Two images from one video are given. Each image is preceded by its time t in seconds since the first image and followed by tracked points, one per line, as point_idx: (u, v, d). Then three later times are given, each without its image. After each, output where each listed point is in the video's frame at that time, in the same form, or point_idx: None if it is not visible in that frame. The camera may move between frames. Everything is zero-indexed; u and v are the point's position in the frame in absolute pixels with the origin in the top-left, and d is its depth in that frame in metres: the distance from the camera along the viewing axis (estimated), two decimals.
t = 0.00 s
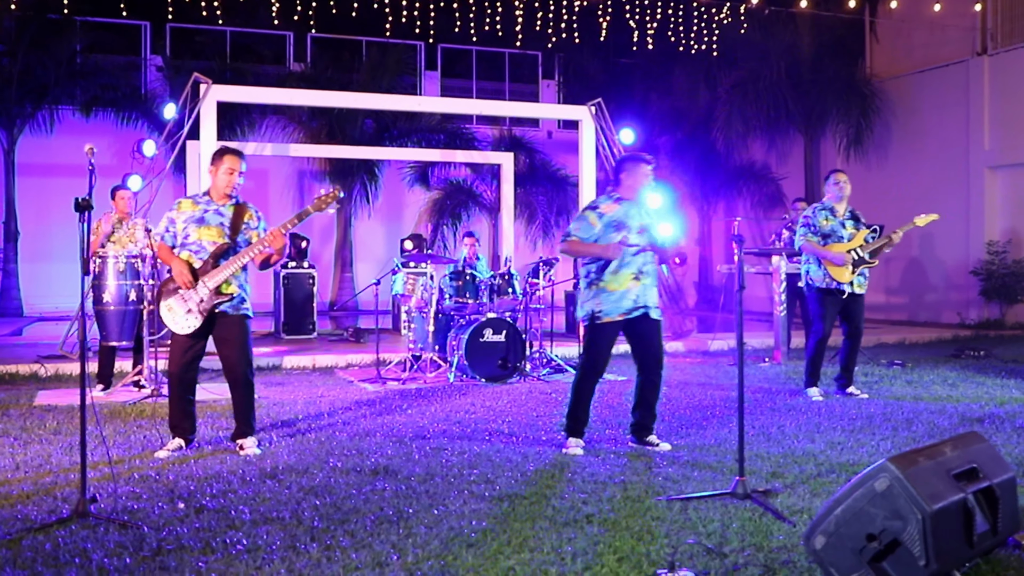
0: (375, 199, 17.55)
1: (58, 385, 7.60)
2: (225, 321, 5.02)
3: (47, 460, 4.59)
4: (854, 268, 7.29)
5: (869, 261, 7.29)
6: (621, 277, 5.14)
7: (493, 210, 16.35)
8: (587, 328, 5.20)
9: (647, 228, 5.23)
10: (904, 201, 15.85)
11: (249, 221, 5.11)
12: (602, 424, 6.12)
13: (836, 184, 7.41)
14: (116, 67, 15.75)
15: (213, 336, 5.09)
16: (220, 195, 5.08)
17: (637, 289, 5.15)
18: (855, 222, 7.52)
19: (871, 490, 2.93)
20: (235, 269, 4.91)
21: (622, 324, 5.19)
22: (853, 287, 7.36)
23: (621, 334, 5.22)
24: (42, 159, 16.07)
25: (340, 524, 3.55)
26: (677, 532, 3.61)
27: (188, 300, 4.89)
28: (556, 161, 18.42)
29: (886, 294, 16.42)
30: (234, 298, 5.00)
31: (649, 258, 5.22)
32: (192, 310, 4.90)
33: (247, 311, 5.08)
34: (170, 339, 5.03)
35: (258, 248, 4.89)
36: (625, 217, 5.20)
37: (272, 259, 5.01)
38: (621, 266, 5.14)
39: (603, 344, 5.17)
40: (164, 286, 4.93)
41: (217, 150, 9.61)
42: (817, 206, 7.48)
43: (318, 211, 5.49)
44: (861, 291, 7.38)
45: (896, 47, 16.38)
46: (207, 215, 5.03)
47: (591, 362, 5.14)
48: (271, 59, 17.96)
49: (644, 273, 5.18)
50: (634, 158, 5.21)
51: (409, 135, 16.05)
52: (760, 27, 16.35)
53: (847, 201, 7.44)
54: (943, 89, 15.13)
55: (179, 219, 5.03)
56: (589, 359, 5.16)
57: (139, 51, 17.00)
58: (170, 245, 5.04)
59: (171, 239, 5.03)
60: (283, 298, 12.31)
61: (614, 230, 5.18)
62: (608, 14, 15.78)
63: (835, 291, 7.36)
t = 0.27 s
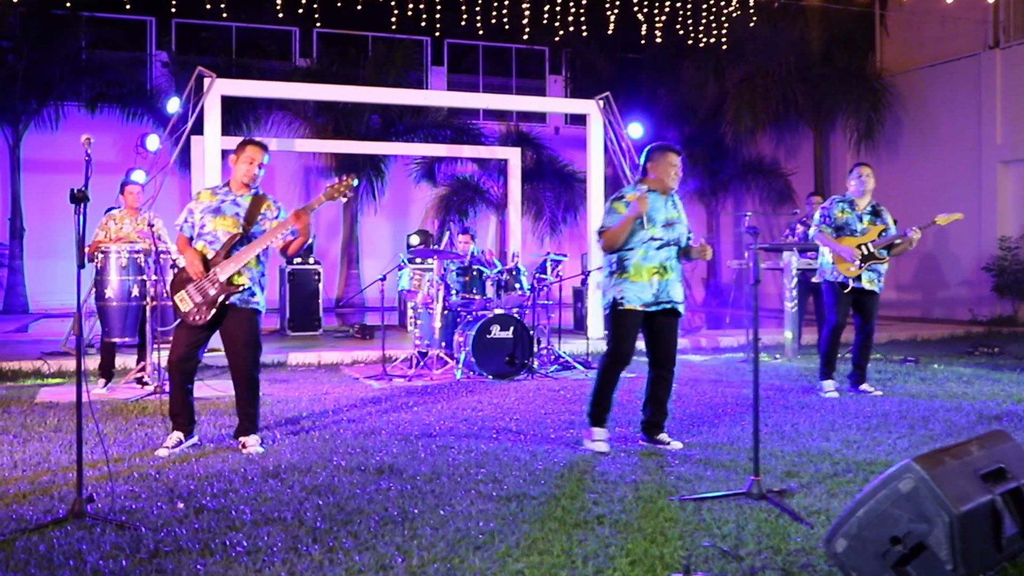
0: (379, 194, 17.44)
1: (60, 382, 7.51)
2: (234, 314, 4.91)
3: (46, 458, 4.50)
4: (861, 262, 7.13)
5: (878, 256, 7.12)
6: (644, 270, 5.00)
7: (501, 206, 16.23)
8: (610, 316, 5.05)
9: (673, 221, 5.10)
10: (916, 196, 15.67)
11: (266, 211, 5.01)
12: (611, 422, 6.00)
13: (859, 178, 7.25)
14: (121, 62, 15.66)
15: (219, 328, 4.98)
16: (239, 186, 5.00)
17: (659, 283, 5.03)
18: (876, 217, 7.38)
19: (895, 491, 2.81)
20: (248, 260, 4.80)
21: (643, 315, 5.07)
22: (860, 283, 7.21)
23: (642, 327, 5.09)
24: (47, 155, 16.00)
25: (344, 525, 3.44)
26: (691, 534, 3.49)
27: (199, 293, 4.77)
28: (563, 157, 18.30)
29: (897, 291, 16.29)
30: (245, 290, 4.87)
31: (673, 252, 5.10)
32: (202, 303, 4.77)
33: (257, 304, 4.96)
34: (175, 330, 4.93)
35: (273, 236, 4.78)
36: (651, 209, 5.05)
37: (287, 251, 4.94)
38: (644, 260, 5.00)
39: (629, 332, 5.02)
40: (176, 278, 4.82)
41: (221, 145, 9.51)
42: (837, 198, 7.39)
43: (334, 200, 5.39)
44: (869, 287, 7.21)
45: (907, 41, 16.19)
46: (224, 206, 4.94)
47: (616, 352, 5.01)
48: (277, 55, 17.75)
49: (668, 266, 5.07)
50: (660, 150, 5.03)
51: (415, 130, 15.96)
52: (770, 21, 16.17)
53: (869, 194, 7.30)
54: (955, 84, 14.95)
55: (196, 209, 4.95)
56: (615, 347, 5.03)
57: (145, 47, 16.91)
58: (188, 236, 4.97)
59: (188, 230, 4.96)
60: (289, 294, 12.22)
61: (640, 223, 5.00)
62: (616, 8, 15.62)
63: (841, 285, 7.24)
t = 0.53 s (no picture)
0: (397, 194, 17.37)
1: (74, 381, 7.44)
2: (250, 312, 4.81)
3: (57, 458, 4.42)
4: (880, 257, 6.96)
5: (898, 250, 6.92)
6: (673, 268, 4.85)
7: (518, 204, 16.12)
8: (636, 319, 4.92)
9: (701, 218, 4.98)
10: (940, 193, 15.41)
11: (284, 207, 4.89)
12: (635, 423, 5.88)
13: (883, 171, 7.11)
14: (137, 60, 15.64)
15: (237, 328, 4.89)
16: (258, 181, 4.90)
17: (688, 282, 4.88)
18: (903, 210, 7.15)
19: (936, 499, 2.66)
20: (263, 257, 4.68)
21: (670, 317, 4.91)
22: (881, 279, 7.03)
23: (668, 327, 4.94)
24: (65, 153, 16.01)
25: (359, 528, 3.34)
26: (719, 540, 3.36)
27: (212, 290, 4.69)
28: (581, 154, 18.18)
29: (920, 289, 16.05)
30: (261, 289, 4.77)
31: (702, 250, 4.95)
32: (216, 300, 4.68)
33: (272, 303, 4.84)
34: (194, 329, 4.86)
35: (288, 232, 4.67)
36: (680, 205, 4.93)
37: (304, 250, 4.85)
38: (673, 258, 4.86)
39: (655, 335, 4.88)
40: (193, 276, 4.77)
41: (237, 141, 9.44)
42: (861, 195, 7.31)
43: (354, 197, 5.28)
44: (889, 281, 7.01)
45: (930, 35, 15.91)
46: (241, 202, 4.86)
47: (642, 356, 4.88)
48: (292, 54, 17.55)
49: (696, 264, 4.91)
50: (683, 144, 4.93)
51: (431, 127, 15.85)
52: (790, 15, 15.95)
53: (893, 188, 7.13)
54: (979, 78, 14.68)
55: (215, 205, 4.87)
56: (642, 350, 4.89)
57: (162, 45, 16.89)
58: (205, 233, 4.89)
59: (207, 227, 4.88)
60: (305, 292, 12.15)
61: (669, 218, 4.91)
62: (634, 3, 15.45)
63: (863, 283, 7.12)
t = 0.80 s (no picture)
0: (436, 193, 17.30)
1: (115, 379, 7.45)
2: (287, 310, 4.74)
3: (97, 455, 4.38)
4: (928, 256, 6.71)
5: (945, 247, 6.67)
6: (709, 268, 4.70)
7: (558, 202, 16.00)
8: (677, 318, 4.79)
9: (741, 215, 4.73)
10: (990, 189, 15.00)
11: (320, 204, 4.76)
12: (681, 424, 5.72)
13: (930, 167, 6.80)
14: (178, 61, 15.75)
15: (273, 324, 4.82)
16: (295, 178, 4.80)
17: (727, 282, 4.70)
18: (953, 203, 6.78)
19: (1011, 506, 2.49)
20: (299, 256, 4.61)
21: (712, 316, 4.76)
22: (933, 278, 6.79)
23: (710, 327, 4.78)
24: (108, 153, 16.17)
25: (400, 530, 3.24)
26: (775, 545, 3.22)
27: (248, 289, 4.64)
28: (620, 151, 18.00)
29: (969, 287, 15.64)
30: (298, 287, 4.70)
31: (743, 249, 4.74)
32: (252, 299, 4.64)
33: (311, 301, 4.76)
34: (229, 326, 4.80)
35: (325, 230, 4.58)
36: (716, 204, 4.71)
37: (338, 249, 4.75)
38: (709, 257, 4.71)
39: (696, 333, 4.73)
40: (229, 274, 4.73)
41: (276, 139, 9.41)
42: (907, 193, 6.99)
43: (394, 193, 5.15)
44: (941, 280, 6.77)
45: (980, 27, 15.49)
46: (278, 199, 4.75)
47: (684, 353, 4.73)
48: (332, 52, 17.68)
49: (736, 264, 4.72)
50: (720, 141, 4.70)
51: (469, 125, 15.76)
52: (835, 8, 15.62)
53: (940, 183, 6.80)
54: None
55: (252, 203, 4.78)
56: (682, 348, 4.75)
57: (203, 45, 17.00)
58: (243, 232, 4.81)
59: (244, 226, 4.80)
60: (343, 291, 12.14)
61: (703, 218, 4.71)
62: None
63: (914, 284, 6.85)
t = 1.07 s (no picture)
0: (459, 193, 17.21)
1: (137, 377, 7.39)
2: (302, 308, 4.65)
3: (117, 455, 4.30)
4: (967, 253, 6.51)
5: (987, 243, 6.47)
6: (721, 263, 4.60)
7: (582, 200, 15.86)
8: (693, 316, 4.69)
9: (752, 205, 4.60)
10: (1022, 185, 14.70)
11: (332, 198, 4.69)
12: (712, 424, 5.58)
13: (959, 161, 6.62)
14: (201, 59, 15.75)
15: (292, 323, 4.72)
16: (306, 171, 4.73)
17: (741, 275, 4.57)
18: (985, 197, 6.61)
19: None
20: (312, 252, 4.54)
21: (729, 312, 4.63)
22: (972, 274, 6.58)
23: (729, 323, 4.66)
24: (130, 152, 16.19)
25: (429, 533, 3.13)
26: (818, 551, 3.08)
27: (263, 287, 4.57)
28: (643, 150, 17.85)
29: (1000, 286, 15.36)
30: (314, 283, 4.63)
31: (757, 241, 4.60)
32: (265, 298, 4.57)
33: (326, 298, 4.68)
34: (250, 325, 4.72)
35: (332, 230, 4.50)
36: (724, 195, 4.62)
37: (345, 249, 4.61)
38: (720, 252, 4.62)
39: (711, 331, 4.62)
40: (241, 271, 4.66)
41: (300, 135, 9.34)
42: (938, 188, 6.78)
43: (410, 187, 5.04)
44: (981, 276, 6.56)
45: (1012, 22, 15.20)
46: (289, 193, 4.68)
47: (695, 353, 4.62)
48: (354, 50, 17.63)
49: (751, 256, 4.58)
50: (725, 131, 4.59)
51: (492, 123, 15.67)
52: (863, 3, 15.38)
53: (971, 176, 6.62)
54: None
55: (262, 197, 4.71)
56: (694, 346, 4.63)
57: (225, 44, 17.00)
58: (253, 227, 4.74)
59: (254, 220, 4.73)
60: (365, 290, 12.06)
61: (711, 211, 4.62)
62: None
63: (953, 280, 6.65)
